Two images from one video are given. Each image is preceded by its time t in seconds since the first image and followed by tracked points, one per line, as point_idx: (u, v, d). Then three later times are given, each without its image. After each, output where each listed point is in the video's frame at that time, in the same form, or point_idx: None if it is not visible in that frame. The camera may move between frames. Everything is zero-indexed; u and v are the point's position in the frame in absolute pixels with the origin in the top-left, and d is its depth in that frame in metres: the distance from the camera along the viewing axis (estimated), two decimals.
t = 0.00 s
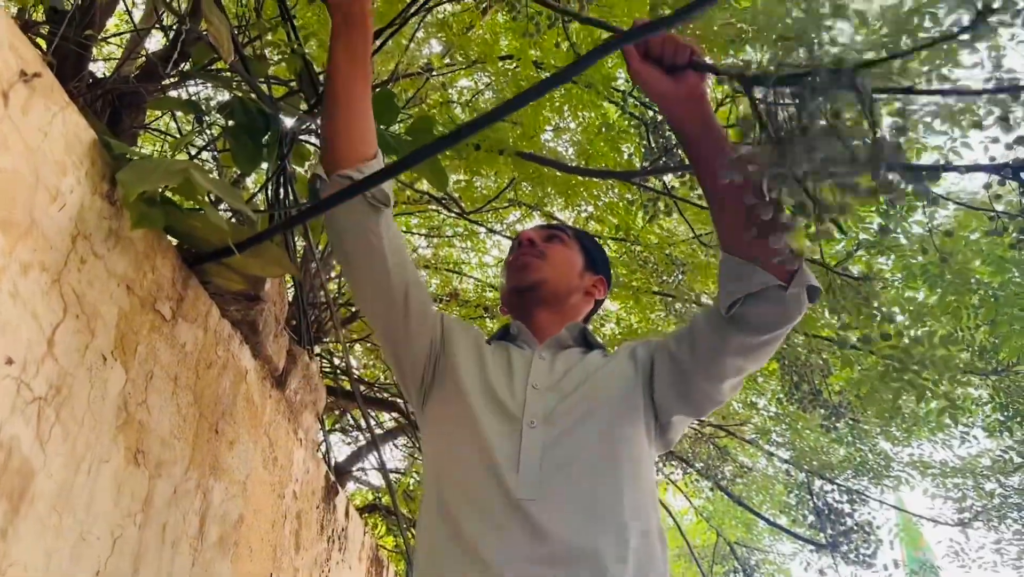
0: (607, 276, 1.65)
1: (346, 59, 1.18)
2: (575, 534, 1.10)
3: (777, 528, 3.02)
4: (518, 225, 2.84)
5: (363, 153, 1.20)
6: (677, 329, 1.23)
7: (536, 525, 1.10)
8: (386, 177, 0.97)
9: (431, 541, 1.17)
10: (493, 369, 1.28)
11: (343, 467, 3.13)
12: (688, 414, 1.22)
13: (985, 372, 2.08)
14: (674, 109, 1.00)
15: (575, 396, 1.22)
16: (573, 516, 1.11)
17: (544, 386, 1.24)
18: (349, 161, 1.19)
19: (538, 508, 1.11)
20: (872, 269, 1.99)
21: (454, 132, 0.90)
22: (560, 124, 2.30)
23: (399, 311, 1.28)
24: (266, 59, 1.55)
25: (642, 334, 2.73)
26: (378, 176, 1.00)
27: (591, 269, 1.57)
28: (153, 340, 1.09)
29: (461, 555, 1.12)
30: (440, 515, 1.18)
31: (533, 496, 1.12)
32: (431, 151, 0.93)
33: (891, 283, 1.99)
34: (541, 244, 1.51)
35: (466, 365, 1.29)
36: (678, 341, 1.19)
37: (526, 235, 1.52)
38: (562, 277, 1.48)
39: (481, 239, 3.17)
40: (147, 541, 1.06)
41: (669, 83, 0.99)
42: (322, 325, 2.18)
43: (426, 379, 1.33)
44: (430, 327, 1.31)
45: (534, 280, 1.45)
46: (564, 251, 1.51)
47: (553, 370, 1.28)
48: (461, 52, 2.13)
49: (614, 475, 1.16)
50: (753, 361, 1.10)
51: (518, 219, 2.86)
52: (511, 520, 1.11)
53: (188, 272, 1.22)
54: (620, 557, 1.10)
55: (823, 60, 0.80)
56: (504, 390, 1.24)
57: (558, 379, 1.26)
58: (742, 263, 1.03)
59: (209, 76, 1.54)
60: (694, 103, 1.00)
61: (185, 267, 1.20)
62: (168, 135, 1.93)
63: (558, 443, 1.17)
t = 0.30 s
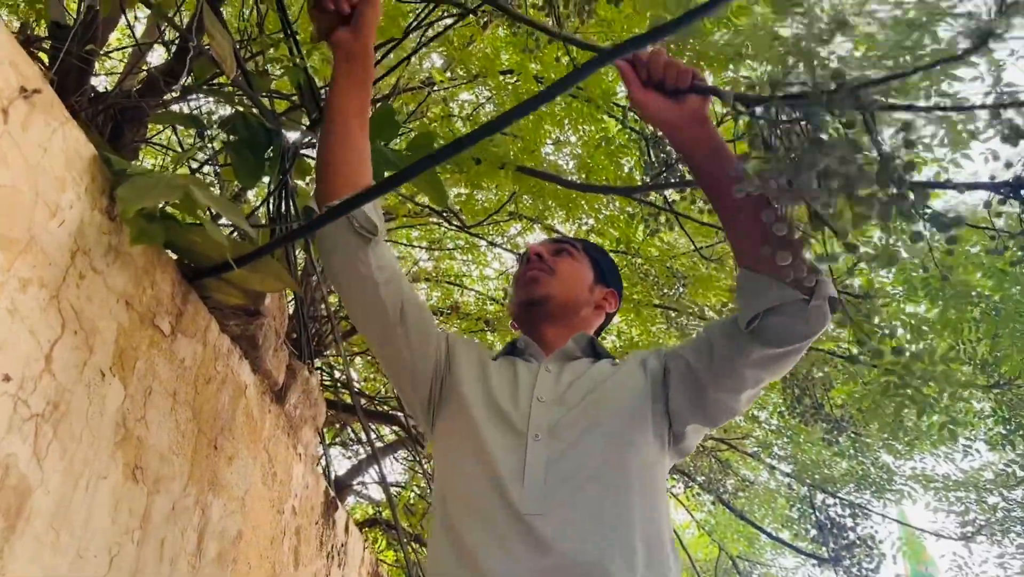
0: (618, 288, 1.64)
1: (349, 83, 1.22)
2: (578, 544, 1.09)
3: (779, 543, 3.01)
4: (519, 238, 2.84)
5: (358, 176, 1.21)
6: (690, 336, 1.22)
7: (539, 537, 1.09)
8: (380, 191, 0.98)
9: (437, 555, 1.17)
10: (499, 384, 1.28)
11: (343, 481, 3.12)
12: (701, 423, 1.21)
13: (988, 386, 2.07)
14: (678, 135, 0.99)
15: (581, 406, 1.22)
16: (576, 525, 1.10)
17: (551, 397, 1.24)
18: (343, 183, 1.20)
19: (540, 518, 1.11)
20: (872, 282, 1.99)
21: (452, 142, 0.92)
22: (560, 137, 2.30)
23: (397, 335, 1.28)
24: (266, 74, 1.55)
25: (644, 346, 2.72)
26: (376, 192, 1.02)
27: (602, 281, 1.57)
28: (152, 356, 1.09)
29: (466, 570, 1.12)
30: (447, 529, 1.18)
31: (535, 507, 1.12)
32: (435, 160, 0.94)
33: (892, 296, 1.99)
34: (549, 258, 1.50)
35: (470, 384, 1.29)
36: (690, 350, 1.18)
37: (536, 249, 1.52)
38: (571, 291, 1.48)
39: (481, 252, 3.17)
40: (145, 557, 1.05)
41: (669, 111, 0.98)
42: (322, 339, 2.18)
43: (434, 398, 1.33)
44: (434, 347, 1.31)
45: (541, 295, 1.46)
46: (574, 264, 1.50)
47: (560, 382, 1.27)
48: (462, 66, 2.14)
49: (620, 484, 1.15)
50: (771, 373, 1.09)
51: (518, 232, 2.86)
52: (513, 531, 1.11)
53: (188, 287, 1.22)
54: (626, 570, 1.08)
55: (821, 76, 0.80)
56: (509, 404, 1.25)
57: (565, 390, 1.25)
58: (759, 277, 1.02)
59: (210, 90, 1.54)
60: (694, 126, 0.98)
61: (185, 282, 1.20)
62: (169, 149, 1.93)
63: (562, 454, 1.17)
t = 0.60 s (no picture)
0: (625, 308, 1.65)
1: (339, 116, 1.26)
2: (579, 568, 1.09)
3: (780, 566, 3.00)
4: (519, 260, 2.85)
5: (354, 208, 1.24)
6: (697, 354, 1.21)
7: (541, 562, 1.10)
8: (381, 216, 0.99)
9: None
10: (501, 407, 1.29)
11: (343, 503, 3.11)
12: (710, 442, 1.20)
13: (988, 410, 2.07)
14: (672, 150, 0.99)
15: (584, 428, 1.22)
16: (575, 548, 1.11)
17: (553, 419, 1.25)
18: (338, 214, 1.23)
19: (540, 542, 1.11)
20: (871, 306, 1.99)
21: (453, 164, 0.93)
22: (560, 160, 2.32)
23: (396, 359, 1.28)
24: (269, 102, 1.57)
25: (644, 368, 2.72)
26: (374, 219, 1.02)
27: (609, 302, 1.58)
28: (155, 385, 1.10)
29: None
30: (451, 553, 1.19)
31: (535, 530, 1.13)
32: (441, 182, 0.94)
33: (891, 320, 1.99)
34: (556, 281, 1.52)
35: (472, 405, 1.30)
36: (696, 368, 1.18)
37: (542, 273, 1.53)
38: (576, 315, 1.49)
39: (481, 273, 3.18)
40: None
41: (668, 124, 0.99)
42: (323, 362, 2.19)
43: (438, 422, 1.34)
44: (436, 370, 1.32)
45: (547, 320, 1.48)
46: (580, 287, 1.52)
47: (564, 403, 1.28)
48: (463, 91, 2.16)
49: (623, 504, 1.15)
50: (776, 387, 1.09)
51: (519, 254, 2.87)
52: (514, 556, 1.12)
53: (191, 314, 1.22)
54: None
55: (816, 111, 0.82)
56: (511, 427, 1.25)
57: (569, 412, 1.26)
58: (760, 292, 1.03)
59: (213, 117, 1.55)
60: (694, 140, 0.98)
61: (187, 310, 1.21)
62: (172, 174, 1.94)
63: (564, 475, 1.17)
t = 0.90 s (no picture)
0: (629, 313, 1.65)
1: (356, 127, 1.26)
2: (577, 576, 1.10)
3: None
4: (522, 275, 2.85)
5: (367, 218, 1.24)
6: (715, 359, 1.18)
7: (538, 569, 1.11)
8: (391, 241, 1.05)
9: None
10: (503, 415, 1.30)
11: (346, 520, 3.11)
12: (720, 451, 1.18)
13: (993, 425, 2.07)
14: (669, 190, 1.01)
15: (585, 434, 1.22)
16: (573, 555, 1.11)
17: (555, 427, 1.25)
18: (351, 224, 1.23)
19: (538, 551, 1.12)
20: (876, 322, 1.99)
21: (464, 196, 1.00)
22: (563, 176, 2.33)
23: (407, 368, 1.28)
24: (274, 119, 1.58)
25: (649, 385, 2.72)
26: (388, 240, 1.06)
27: (612, 308, 1.58)
28: (160, 401, 1.10)
29: None
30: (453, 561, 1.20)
31: (535, 538, 1.13)
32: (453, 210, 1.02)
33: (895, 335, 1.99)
34: (556, 290, 1.52)
35: (479, 413, 1.31)
36: (714, 373, 1.15)
37: (542, 282, 1.53)
38: (578, 324, 1.50)
39: (484, 289, 3.18)
40: None
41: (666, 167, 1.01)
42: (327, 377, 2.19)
43: (446, 434, 1.33)
44: (445, 379, 1.32)
45: (549, 331, 1.48)
46: (580, 296, 1.52)
47: (568, 411, 1.28)
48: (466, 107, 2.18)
49: (624, 511, 1.14)
50: (802, 400, 1.04)
51: (522, 269, 2.87)
52: (513, 564, 1.13)
53: (196, 331, 1.23)
54: None
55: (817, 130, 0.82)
56: (512, 434, 1.26)
57: (572, 419, 1.26)
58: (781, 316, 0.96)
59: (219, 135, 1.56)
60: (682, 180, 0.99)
61: (192, 327, 1.21)
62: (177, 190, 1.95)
63: (565, 482, 1.18)
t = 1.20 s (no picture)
0: (638, 315, 1.66)
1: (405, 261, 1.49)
2: None
3: None
4: (526, 289, 2.85)
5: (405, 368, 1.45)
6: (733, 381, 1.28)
7: None
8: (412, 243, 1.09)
9: None
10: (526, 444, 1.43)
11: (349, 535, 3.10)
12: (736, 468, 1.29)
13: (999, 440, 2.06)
14: (716, 192, 1.00)
15: (607, 455, 1.34)
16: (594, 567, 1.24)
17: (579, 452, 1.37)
18: (389, 374, 1.44)
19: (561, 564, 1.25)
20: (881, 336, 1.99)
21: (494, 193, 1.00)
22: (567, 190, 2.34)
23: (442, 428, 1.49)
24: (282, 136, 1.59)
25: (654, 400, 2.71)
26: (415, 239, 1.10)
27: (618, 312, 1.60)
28: (168, 418, 1.10)
29: None
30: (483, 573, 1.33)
31: (554, 570, 1.25)
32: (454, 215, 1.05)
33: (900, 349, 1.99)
34: (558, 299, 1.55)
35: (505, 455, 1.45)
36: (734, 394, 1.25)
37: (543, 292, 1.57)
38: (582, 336, 1.53)
39: (488, 302, 3.19)
40: None
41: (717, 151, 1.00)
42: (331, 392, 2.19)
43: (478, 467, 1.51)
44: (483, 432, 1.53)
45: (551, 342, 1.51)
46: (581, 303, 1.55)
47: (589, 435, 1.39)
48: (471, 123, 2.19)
49: (638, 537, 1.26)
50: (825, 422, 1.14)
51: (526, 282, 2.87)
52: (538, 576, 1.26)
53: (203, 347, 1.23)
54: None
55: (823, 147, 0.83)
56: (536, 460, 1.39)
57: (594, 442, 1.38)
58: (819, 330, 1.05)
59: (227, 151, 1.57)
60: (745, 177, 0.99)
61: (200, 343, 1.21)
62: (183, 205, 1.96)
63: (580, 512, 1.29)
